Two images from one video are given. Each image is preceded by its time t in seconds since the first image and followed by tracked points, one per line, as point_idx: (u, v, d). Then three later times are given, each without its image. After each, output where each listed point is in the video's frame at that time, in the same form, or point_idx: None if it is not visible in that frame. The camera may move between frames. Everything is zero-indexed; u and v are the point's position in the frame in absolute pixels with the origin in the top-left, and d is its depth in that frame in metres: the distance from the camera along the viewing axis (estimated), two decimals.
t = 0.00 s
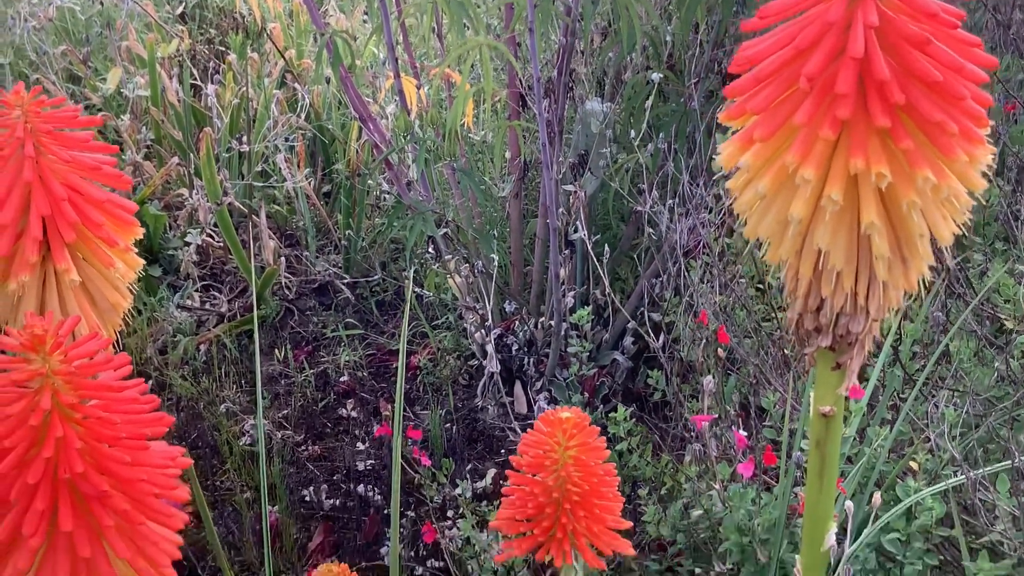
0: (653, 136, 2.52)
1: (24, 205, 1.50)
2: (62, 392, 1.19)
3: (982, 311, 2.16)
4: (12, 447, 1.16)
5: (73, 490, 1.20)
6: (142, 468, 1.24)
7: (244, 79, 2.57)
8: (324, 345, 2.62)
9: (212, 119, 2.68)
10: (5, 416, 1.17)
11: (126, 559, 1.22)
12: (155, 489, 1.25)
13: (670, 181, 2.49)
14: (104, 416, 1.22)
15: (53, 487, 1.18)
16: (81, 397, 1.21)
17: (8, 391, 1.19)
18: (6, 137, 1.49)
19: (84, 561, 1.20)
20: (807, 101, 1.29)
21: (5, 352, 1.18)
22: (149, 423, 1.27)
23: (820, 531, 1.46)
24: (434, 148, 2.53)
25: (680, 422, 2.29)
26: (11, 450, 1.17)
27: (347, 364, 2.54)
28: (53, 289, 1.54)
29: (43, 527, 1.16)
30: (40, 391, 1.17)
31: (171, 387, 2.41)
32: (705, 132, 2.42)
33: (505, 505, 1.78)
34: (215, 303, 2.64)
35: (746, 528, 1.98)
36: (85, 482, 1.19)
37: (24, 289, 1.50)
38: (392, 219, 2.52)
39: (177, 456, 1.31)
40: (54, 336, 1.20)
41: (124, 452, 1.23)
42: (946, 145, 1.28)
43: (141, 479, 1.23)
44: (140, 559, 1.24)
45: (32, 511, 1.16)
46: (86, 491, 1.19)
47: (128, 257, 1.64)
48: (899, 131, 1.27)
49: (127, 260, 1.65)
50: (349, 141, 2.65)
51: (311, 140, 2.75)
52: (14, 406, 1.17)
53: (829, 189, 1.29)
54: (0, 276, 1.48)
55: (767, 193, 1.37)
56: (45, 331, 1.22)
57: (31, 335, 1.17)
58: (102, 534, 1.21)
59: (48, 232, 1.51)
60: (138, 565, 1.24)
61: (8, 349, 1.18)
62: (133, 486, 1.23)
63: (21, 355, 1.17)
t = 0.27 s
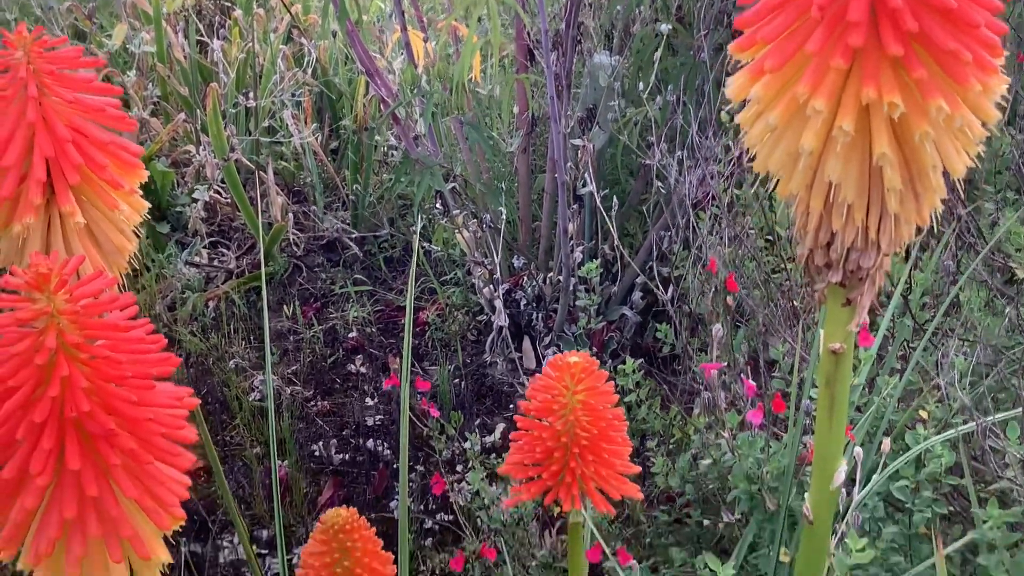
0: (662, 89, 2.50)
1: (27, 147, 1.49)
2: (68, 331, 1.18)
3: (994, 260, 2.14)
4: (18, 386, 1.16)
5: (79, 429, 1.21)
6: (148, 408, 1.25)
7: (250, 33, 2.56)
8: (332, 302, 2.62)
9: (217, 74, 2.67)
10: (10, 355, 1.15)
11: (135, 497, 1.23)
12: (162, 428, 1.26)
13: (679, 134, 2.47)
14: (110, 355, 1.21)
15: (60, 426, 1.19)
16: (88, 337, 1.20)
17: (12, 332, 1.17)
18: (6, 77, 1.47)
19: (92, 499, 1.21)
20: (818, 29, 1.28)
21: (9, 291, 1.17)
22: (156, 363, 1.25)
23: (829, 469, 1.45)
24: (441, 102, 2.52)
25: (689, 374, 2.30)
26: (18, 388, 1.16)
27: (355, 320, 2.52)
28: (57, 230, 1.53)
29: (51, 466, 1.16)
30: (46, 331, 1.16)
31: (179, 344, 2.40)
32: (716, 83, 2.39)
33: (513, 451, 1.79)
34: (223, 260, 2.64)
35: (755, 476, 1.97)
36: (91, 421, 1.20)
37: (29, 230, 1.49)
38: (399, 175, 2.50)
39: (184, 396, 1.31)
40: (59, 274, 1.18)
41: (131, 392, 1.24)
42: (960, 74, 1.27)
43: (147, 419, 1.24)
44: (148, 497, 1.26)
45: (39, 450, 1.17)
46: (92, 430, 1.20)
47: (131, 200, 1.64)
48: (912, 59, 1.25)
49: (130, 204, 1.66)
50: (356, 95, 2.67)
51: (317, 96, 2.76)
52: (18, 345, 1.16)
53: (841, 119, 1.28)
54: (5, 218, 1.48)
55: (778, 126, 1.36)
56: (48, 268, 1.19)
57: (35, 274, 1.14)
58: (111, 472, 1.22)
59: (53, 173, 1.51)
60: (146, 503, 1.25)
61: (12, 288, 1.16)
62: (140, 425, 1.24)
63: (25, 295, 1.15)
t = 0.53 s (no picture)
0: (670, 41, 2.48)
1: (29, 86, 1.42)
2: (72, 270, 1.09)
3: (1003, 211, 2.13)
4: (22, 323, 1.07)
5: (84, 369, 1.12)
6: (154, 348, 1.16)
7: None
8: (338, 259, 2.61)
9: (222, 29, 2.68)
10: (12, 292, 1.07)
11: (141, 437, 1.14)
12: (167, 368, 1.15)
13: (687, 87, 2.46)
14: (114, 294, 1.11)
15: (65, 365, 1.11)
16: (92, 275, 1.11)
17: (14, 268, 1.09)
18: (9, 14, 1.39)
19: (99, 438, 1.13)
20: None
21: (11, 227, 1.08)
22: (162, 301, 1.14)
23: (839, 408, 1.42)
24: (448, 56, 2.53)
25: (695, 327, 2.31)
26: (20, 326, 1.08)
27: (362, 276, 2.54)
28: (60, 171, 1.47)
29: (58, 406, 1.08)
30: (49, 270, 1.08)
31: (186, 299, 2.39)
32: (723, 35, 2.37)
33: (520, 397, 1.78)
34: (229, 216, 2.64)
35: (762, 426, 1.97)
36: (96, 360, 1.11)
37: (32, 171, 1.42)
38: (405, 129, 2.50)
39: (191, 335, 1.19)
40: (63, 210, 1.09)
41: (135, 331, 1.14)
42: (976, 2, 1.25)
43: (153, 358, 1.14)
44: (153, 440, 1.17)
45: (44, 390, 1.08)
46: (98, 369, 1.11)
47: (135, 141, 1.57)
48: None
49: (134, 146, 1.59)
50: (362, 50, 2.69)
51: (322, 52, 2.78)
52: (21, 282, 1.08)
53: (854, 49, 1.26)
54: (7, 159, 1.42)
55: (790, 57, 1.34)
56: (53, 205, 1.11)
57: (37, 210, 1.06)
58: (117, 412, 1.14)
59: (55, 114, 1.44)
60: (152, 445, 1.16)
61: (14, 224, 1.08)
62: (145, 365, 1.14)
63: (27, 231, 1.07)
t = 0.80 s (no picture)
0: (677, 0, 2.45)
1: (31, 35, 1.33)
2: (76, 220, 1.03)
3: (1012, 170, 2.12)
4: (24, 274, 1.02)
5: (87, 320, 1.07)
6: (159, 299, 1.10)
7: None
8: (344, 222, 2.59)
9: None
10: (15, 241, 1.02)
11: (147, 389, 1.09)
12: (173, 320, 1.10)
13: (694, 47, 2.44)
14: (119, 244, 1.06)
15: (68, 317, 1.05)
16: (96, 225, 1.05)
17: (15, 217, 1.04)
18: None
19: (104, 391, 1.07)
20: None
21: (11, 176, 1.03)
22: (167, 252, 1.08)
23: (848, 363, 1.36)
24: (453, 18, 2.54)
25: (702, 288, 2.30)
26: (22, 276, 1.02)
27: (367, 239, 2.51)
28: (63, 125, 1.38)
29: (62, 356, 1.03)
30: (52, 220, 1.02)
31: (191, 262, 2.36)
32: None
33: (527, 353, 1.77)
34: (234, 179, 2.63)
35: (770, 384, 1.97)
36: (101, 311, 1.05)
37: (29, 122, 1.33)
38: (411, 90, 2.57)
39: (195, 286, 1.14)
40: (66, 158, 1.04)
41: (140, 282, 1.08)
42: None
43: (159, 310, 1.09)
44: (159, 391, 1.12)
45: (47, 341, 1.03)
46: (102, 321, 1.06)
47: (139, 92, 1.46)
48: None
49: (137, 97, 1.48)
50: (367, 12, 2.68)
51: (327, 14, 2.79)
52: (23, 231, 1.03)
53: None
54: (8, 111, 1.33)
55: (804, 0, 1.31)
56: (54, 155, 1.05)
57: (40, 158, 1.01)
58: (122, 364, 1.09)
59: (57, 63, 1.34)
60: (158, 397, 1.11)
61: (15, 172, 1.02)
62: (151, 317, 1.09)
63: (29, 179, 1.01)
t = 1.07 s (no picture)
0: None
1: None
2: (79, 177, 0.95)
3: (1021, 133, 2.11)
4: (28, 230, 0.95)
5: (91, 278, 0.99)
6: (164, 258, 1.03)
7: None
8: (348, 187, 2.56)
9: None
10: (19, 197, 0.95)
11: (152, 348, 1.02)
12: (178, 278, 1.02)
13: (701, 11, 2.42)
14: (125, 200, 0.98)
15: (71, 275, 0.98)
16: (100, 181, 0.97)
17: (15, 172, 0.96)
18: None
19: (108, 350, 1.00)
20: None
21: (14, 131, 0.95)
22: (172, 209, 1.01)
23: (857, 331, 1.21)
24: None
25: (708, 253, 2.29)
26: (25, 234, 0.95)
27: (372, 205, 2.50)
28: (66, 82, 1.34)
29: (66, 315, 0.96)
30: (54, 176, 0.94)
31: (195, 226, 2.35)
32: None
33: (534, 314, 1.76)
34: (238, 144, 2.62)
35: (777, 347, 1.96)
36: (104, 269, 0.98)
37: (26, 75, 1.29)
38: (416, 56, 2.60)
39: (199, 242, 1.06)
40: (69, 112, 0.96)
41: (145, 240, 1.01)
42: None
43: (164, 268, 1.02)
44: (164, 350, 1.04)
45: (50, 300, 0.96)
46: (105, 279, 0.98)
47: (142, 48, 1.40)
48: None
49: (140, 52, 1.41)
50: None
51: None
52: (26, 187, 0.95)
53: None
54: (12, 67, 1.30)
55: None
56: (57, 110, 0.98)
57: (41, 112, 0.93)
58: (127, 323, 1.01)
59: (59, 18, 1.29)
60: (164, 356, 1.03)
61: (18, 127, 0.95)
62: (155, 275, 1.01)
63: (31, 134, 0.94)
